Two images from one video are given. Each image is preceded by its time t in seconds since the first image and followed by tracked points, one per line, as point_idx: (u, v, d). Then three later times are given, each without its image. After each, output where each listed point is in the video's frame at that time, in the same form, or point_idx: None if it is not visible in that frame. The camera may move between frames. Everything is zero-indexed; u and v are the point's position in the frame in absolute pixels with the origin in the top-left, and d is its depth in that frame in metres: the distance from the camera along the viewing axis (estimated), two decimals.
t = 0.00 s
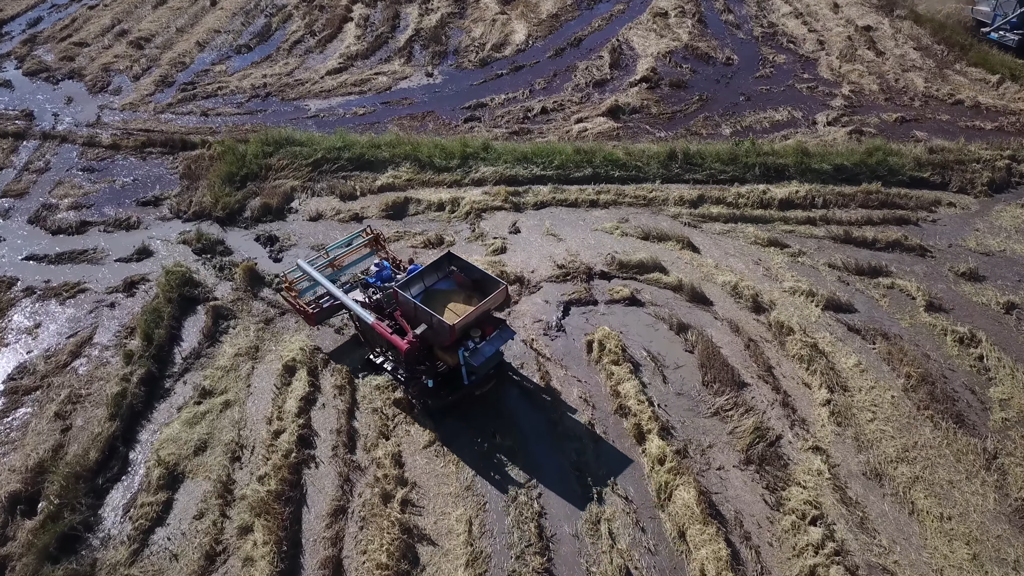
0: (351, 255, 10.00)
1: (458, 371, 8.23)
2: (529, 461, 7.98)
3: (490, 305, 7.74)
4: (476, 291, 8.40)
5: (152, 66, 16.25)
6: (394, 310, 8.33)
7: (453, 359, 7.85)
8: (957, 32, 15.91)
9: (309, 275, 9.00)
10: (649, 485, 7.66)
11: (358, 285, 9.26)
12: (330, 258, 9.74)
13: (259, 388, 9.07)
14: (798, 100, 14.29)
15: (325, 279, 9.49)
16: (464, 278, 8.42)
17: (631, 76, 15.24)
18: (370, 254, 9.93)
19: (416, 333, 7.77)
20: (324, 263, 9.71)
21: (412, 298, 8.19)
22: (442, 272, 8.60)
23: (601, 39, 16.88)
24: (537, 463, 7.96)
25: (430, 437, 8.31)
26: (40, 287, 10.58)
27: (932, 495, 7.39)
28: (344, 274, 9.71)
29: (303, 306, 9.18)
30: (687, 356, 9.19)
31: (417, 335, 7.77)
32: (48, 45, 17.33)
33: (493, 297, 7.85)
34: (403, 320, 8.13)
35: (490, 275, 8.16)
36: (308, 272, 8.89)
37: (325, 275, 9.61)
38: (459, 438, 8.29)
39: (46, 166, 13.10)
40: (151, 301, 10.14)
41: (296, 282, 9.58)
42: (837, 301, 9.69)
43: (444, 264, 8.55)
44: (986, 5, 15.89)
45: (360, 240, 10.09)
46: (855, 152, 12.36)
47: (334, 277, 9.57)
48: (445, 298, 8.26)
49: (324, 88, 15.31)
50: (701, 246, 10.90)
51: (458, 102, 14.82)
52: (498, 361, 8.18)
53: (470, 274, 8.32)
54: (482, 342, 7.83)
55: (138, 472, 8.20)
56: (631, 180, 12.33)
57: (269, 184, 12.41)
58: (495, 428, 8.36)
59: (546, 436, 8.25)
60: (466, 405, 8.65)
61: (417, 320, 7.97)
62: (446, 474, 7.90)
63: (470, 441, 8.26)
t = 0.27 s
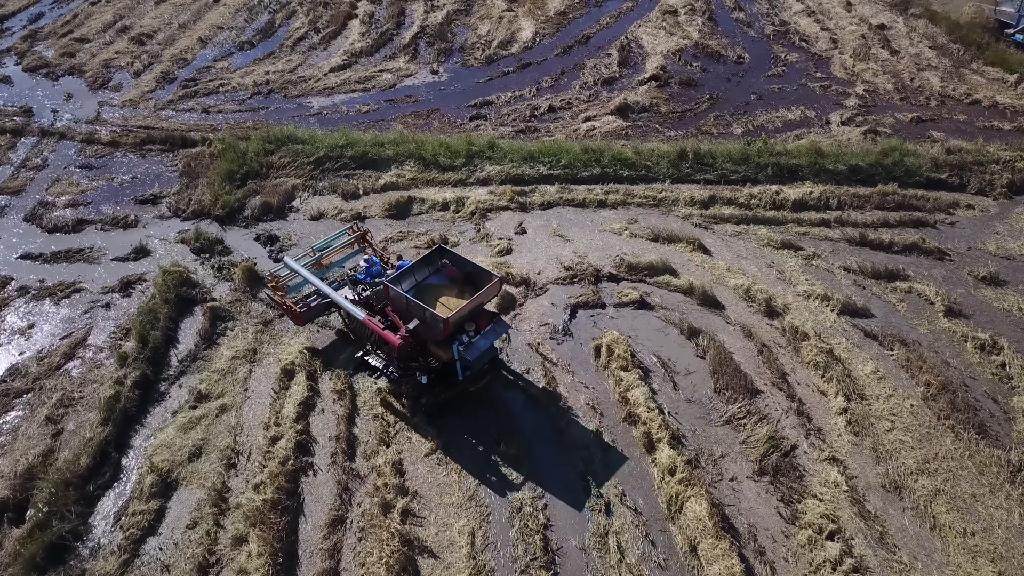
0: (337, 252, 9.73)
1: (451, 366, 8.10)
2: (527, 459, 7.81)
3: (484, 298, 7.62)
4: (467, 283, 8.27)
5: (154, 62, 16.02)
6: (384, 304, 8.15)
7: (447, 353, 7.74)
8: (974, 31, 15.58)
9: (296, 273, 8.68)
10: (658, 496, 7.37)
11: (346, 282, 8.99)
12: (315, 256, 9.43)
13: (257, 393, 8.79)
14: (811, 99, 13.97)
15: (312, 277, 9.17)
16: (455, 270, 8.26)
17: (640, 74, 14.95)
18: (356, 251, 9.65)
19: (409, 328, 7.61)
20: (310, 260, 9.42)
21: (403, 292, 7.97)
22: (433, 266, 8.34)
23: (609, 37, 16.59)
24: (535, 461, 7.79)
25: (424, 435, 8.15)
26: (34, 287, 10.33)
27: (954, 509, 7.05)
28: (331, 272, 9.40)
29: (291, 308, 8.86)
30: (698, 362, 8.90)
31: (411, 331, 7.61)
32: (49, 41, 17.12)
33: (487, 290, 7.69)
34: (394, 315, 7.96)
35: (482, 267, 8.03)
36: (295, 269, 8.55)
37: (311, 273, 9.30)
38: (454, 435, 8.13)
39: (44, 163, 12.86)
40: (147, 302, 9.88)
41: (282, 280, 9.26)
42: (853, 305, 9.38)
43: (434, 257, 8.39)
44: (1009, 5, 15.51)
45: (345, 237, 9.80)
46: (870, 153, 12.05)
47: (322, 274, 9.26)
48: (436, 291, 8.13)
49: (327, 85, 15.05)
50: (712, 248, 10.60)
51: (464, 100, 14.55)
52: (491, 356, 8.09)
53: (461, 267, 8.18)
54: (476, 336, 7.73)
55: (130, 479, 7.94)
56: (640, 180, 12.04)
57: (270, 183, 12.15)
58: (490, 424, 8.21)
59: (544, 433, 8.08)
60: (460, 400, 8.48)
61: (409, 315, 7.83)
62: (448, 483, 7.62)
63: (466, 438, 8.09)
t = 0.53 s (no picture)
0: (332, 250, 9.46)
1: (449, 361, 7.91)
2: (531, 454, 7.67)
3: (482, 291, 7.43)
4: (464, 278, 8.06)
5: (163, 57, 15.84)
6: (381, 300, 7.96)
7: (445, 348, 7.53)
8: (1000, 32, 15.20)
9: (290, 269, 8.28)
10: (674, 510, 7.07)
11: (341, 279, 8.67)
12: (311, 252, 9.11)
13: (260, 395, 8.55)
14: (832, 100, 13.64)
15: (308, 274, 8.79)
16: (452, 264, 8.06)
17: (656, 73, 14.65)
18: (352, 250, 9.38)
19: (405, 321, 7.40)
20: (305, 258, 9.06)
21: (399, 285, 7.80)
22: (430, 261, 8.17)
23: (625, 36, 16.30)
24: (540, 457, 7.65)
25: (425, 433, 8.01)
26: (37, 284, 10.13)
27: (985, 528, 6.72)
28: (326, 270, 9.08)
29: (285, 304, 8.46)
30: (715, 371, 8.60)
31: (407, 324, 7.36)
32: (59, 35, 16.97)
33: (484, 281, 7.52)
34: (391, 309, 7.75)
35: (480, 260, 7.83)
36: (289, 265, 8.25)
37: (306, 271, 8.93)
38: (455, 432, 7.98)
39: (50, 157, 12.68)
40: (151, 301, 9.66)
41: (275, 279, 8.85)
42: (877, 313, 9.06)
43: (430, 251, 8.18)
44: None
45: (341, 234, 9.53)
46: (894, 155, 11.70)
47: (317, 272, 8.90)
48: (432, 285, 7.93)
49: (338, 82, 14.83)
50: (730, 251, 10.31)
51: (476, 98, 14.28)
52: (490, 351, 7.88)
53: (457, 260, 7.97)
54: (474, 330, 7.53)
55: (128, 482, 7.71)
56: (656, 181, 11.74)
57: (278, 180, 11.93)
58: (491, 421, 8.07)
59: (546, 428, 7.95)
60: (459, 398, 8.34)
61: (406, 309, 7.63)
62: (455, 492, 7.35)
63: (467, 435, 7.94)
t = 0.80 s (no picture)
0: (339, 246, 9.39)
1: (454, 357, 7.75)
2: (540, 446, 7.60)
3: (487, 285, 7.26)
4: (470, 273, 7.90)
5: (188, 51, 15.76)
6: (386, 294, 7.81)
7: (450, 343, 7.36)
8: None
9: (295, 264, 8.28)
10: (697, 528, 6.78)
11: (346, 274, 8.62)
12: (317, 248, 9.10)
13: (274, 396, 8.36)
14: (867, 105, 13.24)
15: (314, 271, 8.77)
16: (458, 259, 7.90)
17: (686, 75, 14.32)
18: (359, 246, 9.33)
19: (409, 315, 7.27)
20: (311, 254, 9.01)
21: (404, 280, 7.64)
22: (436, 256, 7.99)
23: (654, 36, 15.99)
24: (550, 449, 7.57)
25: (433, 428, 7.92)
26: (53, 277, 10.03)
27: None
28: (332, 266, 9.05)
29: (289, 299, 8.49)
30: (743, 383, 8.30)
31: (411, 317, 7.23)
32: (85, 28, 16.97)
33: (490, 275, 7.34)
34: (396, 303, 7.60)
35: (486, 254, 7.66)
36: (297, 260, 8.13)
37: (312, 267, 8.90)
38: (463, 427, 7.91)
39: (72, 150, 12.61)
40: (166, 297, 9.52)
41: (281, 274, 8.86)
42: (913, 327, 8.69)
43: (437, 246, 8.04)
44: None
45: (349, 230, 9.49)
46: (932, 163, 11.29)
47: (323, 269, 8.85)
48: (438, 280, 7.77)
49: (362, 79, 14.66)
50: (760, 259, 9.98)
51: (501, 97, 14.04)
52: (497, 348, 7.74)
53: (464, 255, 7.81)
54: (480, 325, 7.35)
55: (137, 483, 7.55)
56: (684, 185, 11.43)
57: (299, 177, 11.76)
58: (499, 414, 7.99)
59: (554, 420, 7.89)
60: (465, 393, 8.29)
61: (410, 304, 7.48)
62: (470, 503, 7.10)
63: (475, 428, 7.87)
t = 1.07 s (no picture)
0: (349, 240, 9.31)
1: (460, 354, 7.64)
2: (552, 445, 7.47)
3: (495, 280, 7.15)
4: (479, 268, 7.79)
5: (215, 45, 15.69)
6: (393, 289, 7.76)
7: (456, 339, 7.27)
8: None
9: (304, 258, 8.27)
10: (721, 548, 6.48)
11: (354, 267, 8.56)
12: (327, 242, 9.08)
13: (288, 397, 8.18)
14: (906, 111, 12.82)
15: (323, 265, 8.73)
16: (466, 254, 7.79)
17: (718, 76, 13.99)
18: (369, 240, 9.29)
19: (415, 310, 7.21)
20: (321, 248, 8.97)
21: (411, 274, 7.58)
22: (445, 250, 7.91)
23: (686, 37, 15.66)
24: (561, 447, 7.44)
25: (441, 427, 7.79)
26: (72, 270, 9.94)
27: None
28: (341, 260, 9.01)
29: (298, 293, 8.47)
30: (773, 397, 7.98)
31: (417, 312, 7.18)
32: (114, 20, 16.98)
33: (498, 272, 7.25)
34: (403, 298, 7.55)
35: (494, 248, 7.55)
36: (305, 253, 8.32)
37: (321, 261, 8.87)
38: (474, 426, 7.77)
39: (96, 142, 12.56)
40: (184, 293, 9.39)
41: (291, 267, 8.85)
42: (952, 342, 8.30)
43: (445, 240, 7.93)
44: None
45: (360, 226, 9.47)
46: (974, 171, 10.85)
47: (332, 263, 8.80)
48: (446, 274, 7.67)
49: (388, 75, 14.49)
50: (792, 268, 9.66)
51: (529, 96, 13.80)
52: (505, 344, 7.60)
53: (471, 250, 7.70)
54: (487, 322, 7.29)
55: (147, 482, 7.39)
56: (715, 189, 11.11)
57: (321, 173, 11.61)
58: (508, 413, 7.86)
59: (565, 418, 7.73)
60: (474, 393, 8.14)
61: (417, 298, 7.40)
62: (486, 514, 6.86)
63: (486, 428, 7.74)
